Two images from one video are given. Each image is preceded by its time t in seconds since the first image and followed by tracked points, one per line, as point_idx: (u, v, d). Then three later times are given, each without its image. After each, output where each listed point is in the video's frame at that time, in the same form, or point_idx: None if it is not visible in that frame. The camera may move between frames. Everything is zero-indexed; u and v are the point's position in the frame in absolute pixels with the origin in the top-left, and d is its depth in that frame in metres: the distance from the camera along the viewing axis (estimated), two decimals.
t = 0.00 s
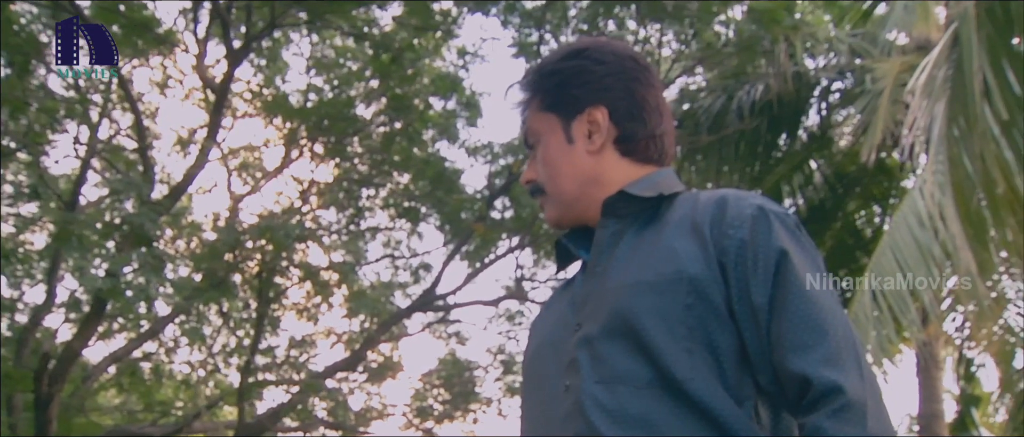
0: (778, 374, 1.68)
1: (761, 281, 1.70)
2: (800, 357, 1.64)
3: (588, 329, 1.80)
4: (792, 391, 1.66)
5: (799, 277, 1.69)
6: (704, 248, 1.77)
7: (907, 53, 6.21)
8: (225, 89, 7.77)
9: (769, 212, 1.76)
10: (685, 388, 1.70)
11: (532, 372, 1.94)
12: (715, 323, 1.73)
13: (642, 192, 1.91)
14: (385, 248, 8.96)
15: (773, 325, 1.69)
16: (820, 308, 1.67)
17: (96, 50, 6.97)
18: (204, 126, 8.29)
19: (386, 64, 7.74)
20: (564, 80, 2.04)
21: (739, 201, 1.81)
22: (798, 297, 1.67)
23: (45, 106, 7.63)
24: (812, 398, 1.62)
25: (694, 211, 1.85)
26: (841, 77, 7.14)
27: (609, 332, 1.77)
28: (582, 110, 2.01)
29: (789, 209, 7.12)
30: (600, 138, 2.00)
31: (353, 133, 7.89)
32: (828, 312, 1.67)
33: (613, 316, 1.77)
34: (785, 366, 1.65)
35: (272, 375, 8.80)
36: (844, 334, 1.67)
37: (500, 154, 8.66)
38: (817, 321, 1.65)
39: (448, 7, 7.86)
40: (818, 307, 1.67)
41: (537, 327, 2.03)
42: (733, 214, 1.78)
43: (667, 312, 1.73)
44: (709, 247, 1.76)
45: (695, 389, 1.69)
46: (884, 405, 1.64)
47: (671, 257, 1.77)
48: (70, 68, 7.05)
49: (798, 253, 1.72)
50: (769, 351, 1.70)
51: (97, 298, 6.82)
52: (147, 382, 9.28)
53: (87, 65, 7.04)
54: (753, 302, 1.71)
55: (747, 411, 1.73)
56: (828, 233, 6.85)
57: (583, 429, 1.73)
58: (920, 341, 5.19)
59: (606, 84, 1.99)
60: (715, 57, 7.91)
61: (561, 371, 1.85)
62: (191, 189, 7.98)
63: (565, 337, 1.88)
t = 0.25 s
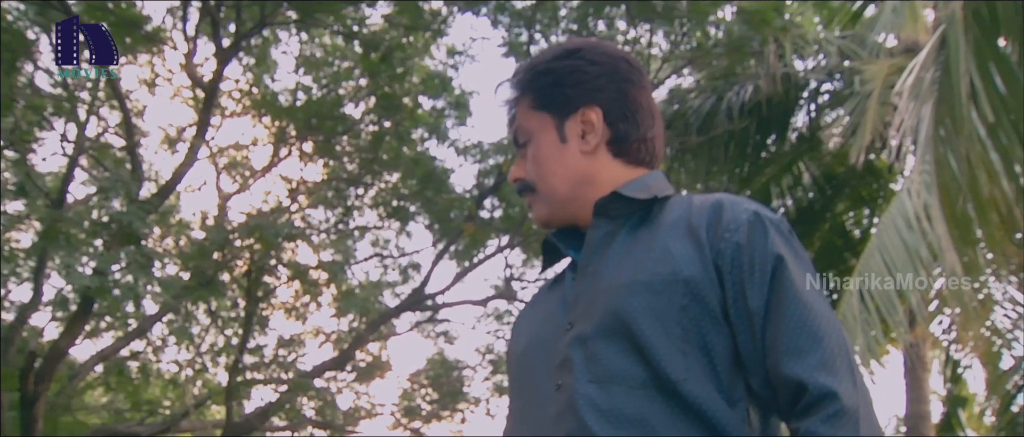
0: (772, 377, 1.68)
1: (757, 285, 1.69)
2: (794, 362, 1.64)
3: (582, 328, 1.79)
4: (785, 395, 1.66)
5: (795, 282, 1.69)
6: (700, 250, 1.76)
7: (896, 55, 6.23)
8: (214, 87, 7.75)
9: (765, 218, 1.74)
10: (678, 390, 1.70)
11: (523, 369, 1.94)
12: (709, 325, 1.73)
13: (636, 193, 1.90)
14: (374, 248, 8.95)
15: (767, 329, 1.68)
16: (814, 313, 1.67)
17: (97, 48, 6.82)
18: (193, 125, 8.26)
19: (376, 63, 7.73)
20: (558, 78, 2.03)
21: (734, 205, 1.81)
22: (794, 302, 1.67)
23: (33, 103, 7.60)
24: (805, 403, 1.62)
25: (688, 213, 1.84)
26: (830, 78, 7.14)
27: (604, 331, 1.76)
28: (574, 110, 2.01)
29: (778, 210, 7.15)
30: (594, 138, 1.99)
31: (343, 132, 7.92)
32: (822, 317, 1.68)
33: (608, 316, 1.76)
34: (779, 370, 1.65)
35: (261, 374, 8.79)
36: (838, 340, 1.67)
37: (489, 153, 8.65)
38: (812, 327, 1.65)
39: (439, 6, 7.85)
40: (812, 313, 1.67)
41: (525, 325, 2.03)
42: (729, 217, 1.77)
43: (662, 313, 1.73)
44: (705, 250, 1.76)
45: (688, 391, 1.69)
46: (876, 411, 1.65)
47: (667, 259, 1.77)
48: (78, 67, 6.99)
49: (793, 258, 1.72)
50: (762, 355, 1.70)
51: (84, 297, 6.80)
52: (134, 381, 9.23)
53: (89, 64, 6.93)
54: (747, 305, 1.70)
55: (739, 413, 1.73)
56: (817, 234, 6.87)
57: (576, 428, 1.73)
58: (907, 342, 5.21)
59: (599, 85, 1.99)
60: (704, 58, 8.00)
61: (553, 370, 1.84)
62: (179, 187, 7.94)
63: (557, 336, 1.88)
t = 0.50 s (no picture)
0: (765, 384, 1.69)
1: (753, 291, 1.71)
2: (789, 368, 1.65)
3: (576, 328, 1.79)
4: (778, 403, 1.67)
5: (789, 289, 1.70)
6: (696, 255, 1.77)
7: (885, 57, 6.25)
8: (203, 86, 7.73)
9: (761, 226, 1.76)
10: (672, 393, 1.70)
11: (512, 368, 1.94)
12: (704, 330, 1.74)
13: (630, 197, 1.91)
14: (363, 247, 8.93)
15: (762, 336, 1.69)
16: (808, 321, 1.68)
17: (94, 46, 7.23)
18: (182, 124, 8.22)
19: (366, 61, 7.67)
20: (553, 78, 2.04)
21: (729, 212, 1.82)
22: (790, 309, 1.68)
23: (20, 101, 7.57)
24: (799, 410, 1.63)
25: (683, 217, 1.85)
26: (819, 81, 7.16)
27: (599, 333, 1.75)
28: (569, 110, 2.01)
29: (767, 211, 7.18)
30: (588, 138, 2.00)
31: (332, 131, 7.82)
32: (816, 325, 1.69)
33: (603, 317, 1.76)
34: (774, 377, 1.66)
35: (248, 374, 8.75)
36: (831, 349, 1.69)
37: (478, 153, 8.56)
38: (808, 335, 1.67)
39: (429, 5, 7.85)
40: (807, 322, 1.69)
41: (513, 326, 2.02)
42: (725, 224, 1.78)
43: (658, 317, 1.73)
44: (701, 255, 1.77)
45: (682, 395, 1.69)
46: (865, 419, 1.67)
47: (663, 263, 1.77)
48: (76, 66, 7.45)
49: (788, 266, 1.74)
50: (756, 361, 1.71)
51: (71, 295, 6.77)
52: (120, 380, 9.19)
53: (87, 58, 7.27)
54: (743, 311, 1.71)
55: (729, 419, 1.74)
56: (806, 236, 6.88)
57: (568, 429, 1.71)
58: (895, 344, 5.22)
59: (593, 86, 2.00)
60: (694, 59, 8.06)
61: (544, 370, 1.83)
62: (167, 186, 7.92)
63: (548, 337, 1.88)
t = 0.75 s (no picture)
0: (756, 388, 1.73)
1: (746, 298, 1.74)
2: (782, 374, 1.69)
3: (569, 331, 1.80)
4: (769, 408, 1.71)
5: (782, 297, 1.74)
6: (690, 260, 1.79)
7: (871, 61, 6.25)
8: (190, 85, 7.70)
9: (754, 232, 1.79)
10: (665, 397, 1.73)
11: (502, 367, 1.95)
12: (698, 334, 1.76)
13: (620, 200, 1.92)
14: (349, 247, 8.91)
15: (755, 341, 1.73)
16: (801, 329, 1.72)
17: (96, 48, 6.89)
18: (168, 122, 8.16)
19: (354, 61, 7.74)
20: (547, 79, 2.04)
21: (721, 217, 1.85)
22: (783, 316, 1.72)
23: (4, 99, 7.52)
24: (791, 415, 1.67)
25: (675, 221, 1.87)
26: (806, 84, 7.18)
27: (593, 336, 1.77)
28: (562, 112, 2.02)
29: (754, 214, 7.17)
30: (581, 140, 2.01)
31: (320, 131, 7.80)
32: (807, 332, 1.73)
33: (597, 320, 1.78)
34: (767, 382, 1.69)
35: (234, 373, 8.74)
36: (822, 356, 1.73)
37: (465, 153, 8.49)
38: (800, 342, 1.71)
39: (417, 5, 7.87)
40: (799, 328, 1.72)
41: (501, 326, 2.04)
42: (718, 229, 1.81)
43: (653, 320, 1.75)
44: (695, 260, 1.79)
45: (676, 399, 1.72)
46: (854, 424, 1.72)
47: (657, 267, 1.79)
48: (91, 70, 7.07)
49: (780, 272, 1.77)
50: (748, 366, 1.74)
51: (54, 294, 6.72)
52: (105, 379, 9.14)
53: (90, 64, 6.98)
54: (735, 317, 1.74)
55: (719, 421, 1.77)
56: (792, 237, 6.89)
57: (562, 431, 1.73)
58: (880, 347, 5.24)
59: (586, 88, 2.02)
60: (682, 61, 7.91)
61: (535, 371, 1.85)
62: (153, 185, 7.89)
63: (539, 338, 1.89)
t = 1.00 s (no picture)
0: (748, 393, 1.80)
1: (741, 304, 1.81)
2: (776, 380, 1.75)
3: (565, 332, 1.85)
4: (762, 412, 1.78)
5: (774, 304, 1.81)
6: (685, 265, 1.86)
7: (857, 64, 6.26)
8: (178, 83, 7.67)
9: (747, 239, 1.87)
10: (660, 399, 1.79)
11: (496, 368, 1.99)
12: (692, 338, 1.83)
13: (614, 202, 1.99)
14: (337, 246, 8.89)
15: (748, 347, 1.80)
16: (793, 336, 1.80)
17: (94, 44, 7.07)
18: (155, 120, 8.14)
19: (342, 60, 7.71)
20: (542, 79, 2.10)
21: (716, 223, 1.92)
22: (776, 323, 1.79)
23: None
24: (783, 420, 1.74)
25: (670, 226, 1.94)
26: (794, 86, 7.22)
27: (590, 338, 1.83)
28: (557, 112, 2.08)
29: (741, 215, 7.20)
30: (575, 141, 2.07)
31: (308, 130, 7.79)
32: (798, 339, 1.81)
33: (594, 322, 1.83)
34: (760, 387, 1.77)
35: (220, 372, 8.68)
36: (812, 362, 1.81)
37: (452, 153, 8.49)
38: (793, 349, 1.78)
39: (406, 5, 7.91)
40: (790, 335, 1.80)
41: (493, 325, 2.09)
42: (713, 235, 1.88)
43: (649, 324, 1.82)
44: (690, 264, 1.85)
45: (670, 400, 1.78)
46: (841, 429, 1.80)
47: (654, 271, 1.85)
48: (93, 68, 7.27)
49: (771, 280, 1.85)
50: (741, 371, 1.81)
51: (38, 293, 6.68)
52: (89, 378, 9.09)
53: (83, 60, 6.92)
54: (730, 322, 1.81)
55: (710, 423, 1.84)
56: (778, 239, 6.92)
57: (556, 431, 1.78)
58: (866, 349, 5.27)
59: (581, 90, 2.08)
60: (671, 62, 7.83)
61: (530, 371, 1.90)
62: (140, 184, 7.86)
63: (534, 339, 1.94)
